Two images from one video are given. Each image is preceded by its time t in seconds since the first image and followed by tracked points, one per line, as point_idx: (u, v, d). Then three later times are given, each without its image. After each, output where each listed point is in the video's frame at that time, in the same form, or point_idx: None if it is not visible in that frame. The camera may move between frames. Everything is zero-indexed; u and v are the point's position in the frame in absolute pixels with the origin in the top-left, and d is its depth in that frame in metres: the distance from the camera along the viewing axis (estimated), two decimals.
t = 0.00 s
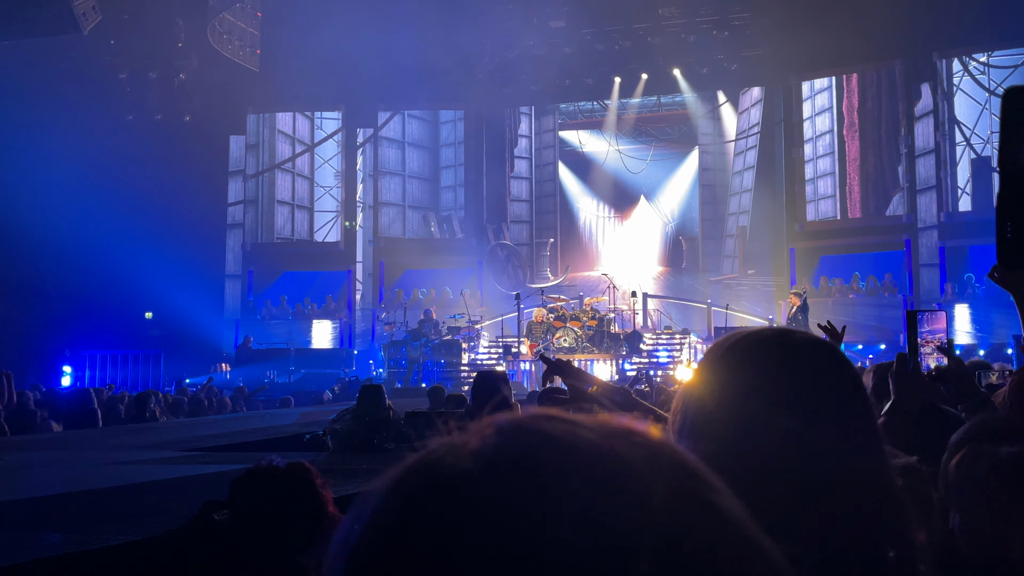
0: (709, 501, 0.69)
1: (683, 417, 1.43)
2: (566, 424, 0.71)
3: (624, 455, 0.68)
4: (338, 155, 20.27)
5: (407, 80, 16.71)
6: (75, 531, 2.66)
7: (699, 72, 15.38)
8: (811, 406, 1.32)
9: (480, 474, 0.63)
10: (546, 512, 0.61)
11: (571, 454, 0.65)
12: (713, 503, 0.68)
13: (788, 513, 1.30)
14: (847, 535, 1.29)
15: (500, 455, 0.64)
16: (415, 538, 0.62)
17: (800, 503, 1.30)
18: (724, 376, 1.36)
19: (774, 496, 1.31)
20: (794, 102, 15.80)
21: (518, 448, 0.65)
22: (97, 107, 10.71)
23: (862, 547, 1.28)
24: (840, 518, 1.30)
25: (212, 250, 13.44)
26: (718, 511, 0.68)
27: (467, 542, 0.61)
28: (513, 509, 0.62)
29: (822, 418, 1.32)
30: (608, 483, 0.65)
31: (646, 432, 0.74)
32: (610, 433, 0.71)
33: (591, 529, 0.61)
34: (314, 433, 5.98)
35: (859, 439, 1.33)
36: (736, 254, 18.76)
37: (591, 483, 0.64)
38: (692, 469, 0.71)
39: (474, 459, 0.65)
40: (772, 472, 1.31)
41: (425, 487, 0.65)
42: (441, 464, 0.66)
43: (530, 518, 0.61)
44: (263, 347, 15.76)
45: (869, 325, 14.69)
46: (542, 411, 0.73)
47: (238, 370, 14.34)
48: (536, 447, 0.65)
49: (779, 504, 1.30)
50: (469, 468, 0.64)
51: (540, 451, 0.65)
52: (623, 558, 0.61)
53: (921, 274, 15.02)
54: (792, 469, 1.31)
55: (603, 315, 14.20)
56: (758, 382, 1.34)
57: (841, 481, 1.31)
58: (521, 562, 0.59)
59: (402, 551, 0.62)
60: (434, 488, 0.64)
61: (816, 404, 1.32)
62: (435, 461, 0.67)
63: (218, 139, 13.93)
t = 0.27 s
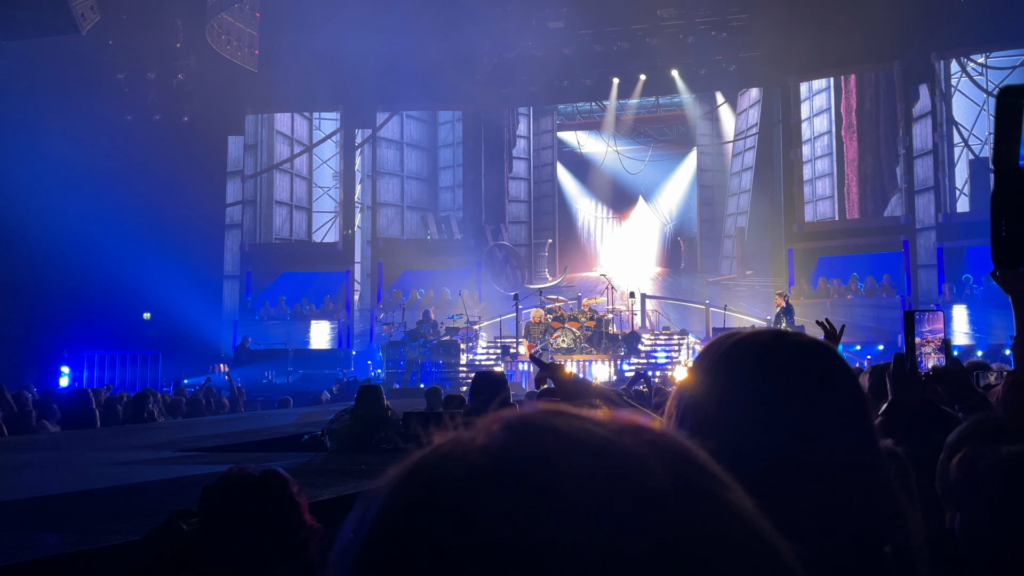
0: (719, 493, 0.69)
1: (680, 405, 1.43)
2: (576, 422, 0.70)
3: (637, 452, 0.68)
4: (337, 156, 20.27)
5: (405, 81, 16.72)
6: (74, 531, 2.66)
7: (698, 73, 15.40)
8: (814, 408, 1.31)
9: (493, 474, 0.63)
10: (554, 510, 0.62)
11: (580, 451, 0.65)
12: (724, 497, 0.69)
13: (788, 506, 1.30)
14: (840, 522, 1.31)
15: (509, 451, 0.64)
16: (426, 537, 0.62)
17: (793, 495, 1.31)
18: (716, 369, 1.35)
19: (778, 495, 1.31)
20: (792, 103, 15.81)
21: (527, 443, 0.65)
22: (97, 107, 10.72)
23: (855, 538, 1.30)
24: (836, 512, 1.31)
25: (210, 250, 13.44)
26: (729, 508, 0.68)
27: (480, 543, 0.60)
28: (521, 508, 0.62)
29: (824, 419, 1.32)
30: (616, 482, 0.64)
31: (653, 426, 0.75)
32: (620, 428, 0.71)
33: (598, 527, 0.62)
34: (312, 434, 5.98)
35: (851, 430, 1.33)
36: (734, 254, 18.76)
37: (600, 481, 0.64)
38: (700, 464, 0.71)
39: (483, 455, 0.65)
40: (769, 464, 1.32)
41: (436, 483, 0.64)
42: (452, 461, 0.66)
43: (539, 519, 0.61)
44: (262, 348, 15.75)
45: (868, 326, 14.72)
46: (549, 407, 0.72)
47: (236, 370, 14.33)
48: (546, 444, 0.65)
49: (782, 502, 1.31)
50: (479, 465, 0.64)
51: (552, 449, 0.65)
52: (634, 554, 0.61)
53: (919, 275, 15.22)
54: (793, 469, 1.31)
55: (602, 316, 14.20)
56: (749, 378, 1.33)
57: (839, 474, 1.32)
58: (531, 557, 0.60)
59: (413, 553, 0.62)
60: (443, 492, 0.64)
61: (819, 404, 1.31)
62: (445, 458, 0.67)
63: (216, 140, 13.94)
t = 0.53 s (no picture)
0: (711, 497, 0.69)
1: (682, 413, 1.55)
2: (566, 422, 0.70)
3: (628, 456, 0.68)
4: (336, 157, 20.28)
5: (403, 82, 16.71)
6: (72, 532, 2.67)
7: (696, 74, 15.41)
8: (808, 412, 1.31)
9: (481, 474, 0.63)
10: (540, 514, 0.62)
11: (568, 454, 0.65)
12: (717, 504, 0.68)
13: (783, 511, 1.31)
14: (832, 526, 1.42)
15: (498, 453, 0.64)
16: (414, 539, 0.62)
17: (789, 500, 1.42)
18: (722, 382, 1.48)
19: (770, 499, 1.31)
20: (791, 105, 15.82)
21: (518, 444, 0.65)
22: (95, 107, 10.72)
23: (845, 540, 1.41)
24: (828, 514, 1.42)
25: (208, 251, 13.43)
26: (720, 515, 0.68)
27: (467, 545, 0.61)
28: (507, 510, 0.62)
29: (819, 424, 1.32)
30: (605, 485, 0.64)
31: (647, 430, 0.75)
32: (611, 431, 0.71)
33: (585, 530, 0.62)
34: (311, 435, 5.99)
35: (848, 442, 1.45)
36: (733, 256, 18.74)
37: (589, 482, 0.64)
38: (692, 469, 0.71)
39: (473, 454, 0.65)
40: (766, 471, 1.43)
41: (424, 484, 0.65)
42: (440, 463, 0.66)
43: (524, 521, 0.61)
44: (260, 349, 15.74)
45: (866, 327, 14.56)
46: (542, 408, 0.73)
47: (235, 372, 14.31)
48: (534, 446, 0.65)
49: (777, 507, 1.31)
50: (466, 467, 0.64)
51: (541, 451, 0.65)
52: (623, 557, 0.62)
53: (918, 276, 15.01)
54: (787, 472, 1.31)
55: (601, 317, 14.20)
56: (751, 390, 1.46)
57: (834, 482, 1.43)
58: (515, 560, 0.60)
59: (400, 553, 0.62)
60: (433, 493, 0.64)
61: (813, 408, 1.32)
62: (435, 459, 0.67)
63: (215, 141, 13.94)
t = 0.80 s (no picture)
0: (700, 498, 0.69)
1: (682, 416, 1.56)
2: (555, 424, 0.70)
3: (618, 456, 0.67)
4: (335, 159, 20.31)
5: (402, 84, 16.72)
6: (70, 534, 2.66)
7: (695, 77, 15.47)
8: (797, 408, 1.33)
9: (466, 475, 0.63)
10: (529, 516, 0.62)
11: (556, 455, 0.65)
12: (704, 505, 0.68)
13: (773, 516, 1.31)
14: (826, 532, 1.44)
15: (484, 453, 0.64)
16: (400, 541, 0.62)
17: (783, 505, 1.44)
18: (721, 385, 1.49)
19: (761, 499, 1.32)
20: (790, 108, 15.84)
21: (504, 445, 0.65)
22: (94, 110, 10.72)
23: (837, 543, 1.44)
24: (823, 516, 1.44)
25: (207, 253, 13.43)
26: (712, 514, 0.68)
27: (454, 545, 0.60)
28: (498, 511, 0.62)
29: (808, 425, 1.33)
30: (595, 487, 0.64)
31: (637, 430, 0.75)
32: (598, 431, 0.71)
33: (575, 532, 0.62)
34: (311, 437, 5.98)
35: (844, 447, 1.47)
36: (732, 258, 18.77)
37: (578, 484, 0.64)
38: (681, 470, 0.71)
39: (460, 457, 0.65)
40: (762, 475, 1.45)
41: (407, 485, 0.64)
42: (425, 463, 0.65)
43: (510, 524, 0.62)
44: (259, 351, 15.72)
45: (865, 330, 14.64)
46: (527, 409, 0.72)
47: (234, 374, 14.33)
48: (522, 446, 0.65)
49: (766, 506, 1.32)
50: (453, 469, 0.63)
51: (528, 453, 0.64)
52: (606, 560, 0.62)
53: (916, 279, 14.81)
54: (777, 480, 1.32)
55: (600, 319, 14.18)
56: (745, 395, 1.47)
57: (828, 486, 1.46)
58: (503, 562, 0.60)
59: (385, 558, 0.61)
60: (421, 493, 0.63)
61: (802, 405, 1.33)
62: (419, 461, 0.66)
63: (215, 142, 13.94)
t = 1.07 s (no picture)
0: (708, 506, 0.68)
1: (680, 424, 1.57)
2: (562, 430, 0.70)
3: (625, 463, 0.67)
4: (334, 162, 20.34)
5: (402, 87, 16.74)
6: (69, 537, 2.65)
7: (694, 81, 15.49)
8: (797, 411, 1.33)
9: (477, 483, 0.62)
10: (540, 523, 0.61)
11: (566, 460, 0.65)
12: (713, 512, 0.68)
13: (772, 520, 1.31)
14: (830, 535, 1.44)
15: (493, 459, 0.64)
16: (410, 548, 0.62)
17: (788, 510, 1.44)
18: (715, 395, 1.50)
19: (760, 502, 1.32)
20: (789, 111, 15.88)
21: (514, 450, 0.64)
22: (95, 112, 10.73)
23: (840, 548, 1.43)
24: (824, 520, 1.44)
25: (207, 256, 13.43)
26: (719, 521, 0.68)
27: (463, 553, 0.60)
28: (506, 516, 0.61)
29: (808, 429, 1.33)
30: (603, 493, 0.64)
31: (642, 436, 0.74)
32: (607, 437, 0.70)
33: (582, 537, 0.62)
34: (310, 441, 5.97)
35: (843, 450, 1.49)
36: (731, 261, 18.79)
37: (586, 489, 0.64)
38: (689, 475, 0.70)
39: (470, 464, 0.64)
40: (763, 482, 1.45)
41: (415, 492, 0.64)
42: (433, 472, 0.65)
43: (520, 527, 0.61)
44: (259, 354, 15.72)
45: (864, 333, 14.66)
46: (536, 414, 0.72)
47: (233, 377, 14.33)
48: (531, 452, 0.65)
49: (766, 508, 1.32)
50: (462, 475, 0.63)
51: (536, 460, 0.64)
52: (614, 561, 0.61)
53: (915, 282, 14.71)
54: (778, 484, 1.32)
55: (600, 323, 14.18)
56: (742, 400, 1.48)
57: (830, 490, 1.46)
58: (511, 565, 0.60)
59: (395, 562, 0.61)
60: (430, 497, 0.63)
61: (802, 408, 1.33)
62: (428, 468, 0.66)
63: (215, 145, 13.95)
